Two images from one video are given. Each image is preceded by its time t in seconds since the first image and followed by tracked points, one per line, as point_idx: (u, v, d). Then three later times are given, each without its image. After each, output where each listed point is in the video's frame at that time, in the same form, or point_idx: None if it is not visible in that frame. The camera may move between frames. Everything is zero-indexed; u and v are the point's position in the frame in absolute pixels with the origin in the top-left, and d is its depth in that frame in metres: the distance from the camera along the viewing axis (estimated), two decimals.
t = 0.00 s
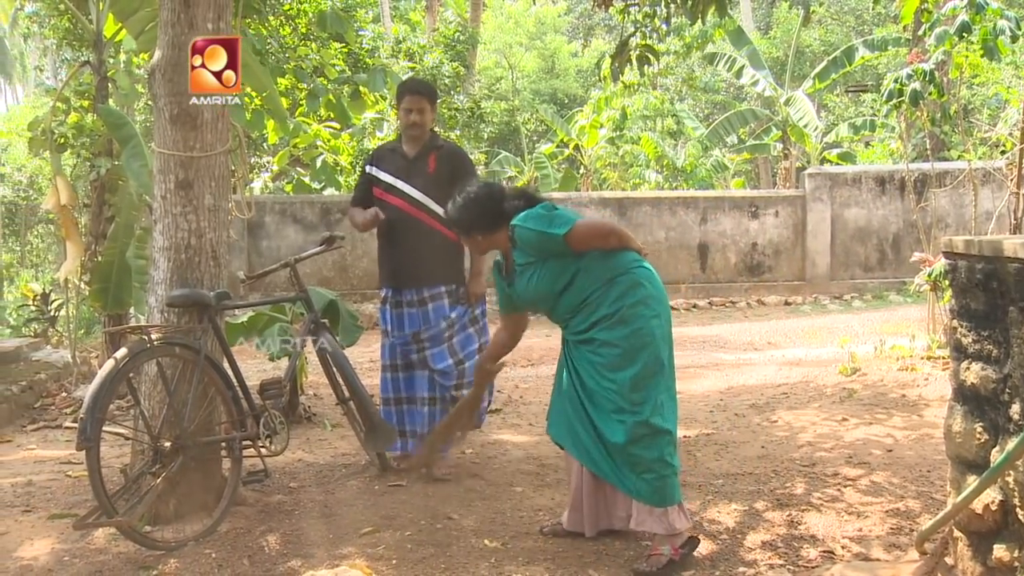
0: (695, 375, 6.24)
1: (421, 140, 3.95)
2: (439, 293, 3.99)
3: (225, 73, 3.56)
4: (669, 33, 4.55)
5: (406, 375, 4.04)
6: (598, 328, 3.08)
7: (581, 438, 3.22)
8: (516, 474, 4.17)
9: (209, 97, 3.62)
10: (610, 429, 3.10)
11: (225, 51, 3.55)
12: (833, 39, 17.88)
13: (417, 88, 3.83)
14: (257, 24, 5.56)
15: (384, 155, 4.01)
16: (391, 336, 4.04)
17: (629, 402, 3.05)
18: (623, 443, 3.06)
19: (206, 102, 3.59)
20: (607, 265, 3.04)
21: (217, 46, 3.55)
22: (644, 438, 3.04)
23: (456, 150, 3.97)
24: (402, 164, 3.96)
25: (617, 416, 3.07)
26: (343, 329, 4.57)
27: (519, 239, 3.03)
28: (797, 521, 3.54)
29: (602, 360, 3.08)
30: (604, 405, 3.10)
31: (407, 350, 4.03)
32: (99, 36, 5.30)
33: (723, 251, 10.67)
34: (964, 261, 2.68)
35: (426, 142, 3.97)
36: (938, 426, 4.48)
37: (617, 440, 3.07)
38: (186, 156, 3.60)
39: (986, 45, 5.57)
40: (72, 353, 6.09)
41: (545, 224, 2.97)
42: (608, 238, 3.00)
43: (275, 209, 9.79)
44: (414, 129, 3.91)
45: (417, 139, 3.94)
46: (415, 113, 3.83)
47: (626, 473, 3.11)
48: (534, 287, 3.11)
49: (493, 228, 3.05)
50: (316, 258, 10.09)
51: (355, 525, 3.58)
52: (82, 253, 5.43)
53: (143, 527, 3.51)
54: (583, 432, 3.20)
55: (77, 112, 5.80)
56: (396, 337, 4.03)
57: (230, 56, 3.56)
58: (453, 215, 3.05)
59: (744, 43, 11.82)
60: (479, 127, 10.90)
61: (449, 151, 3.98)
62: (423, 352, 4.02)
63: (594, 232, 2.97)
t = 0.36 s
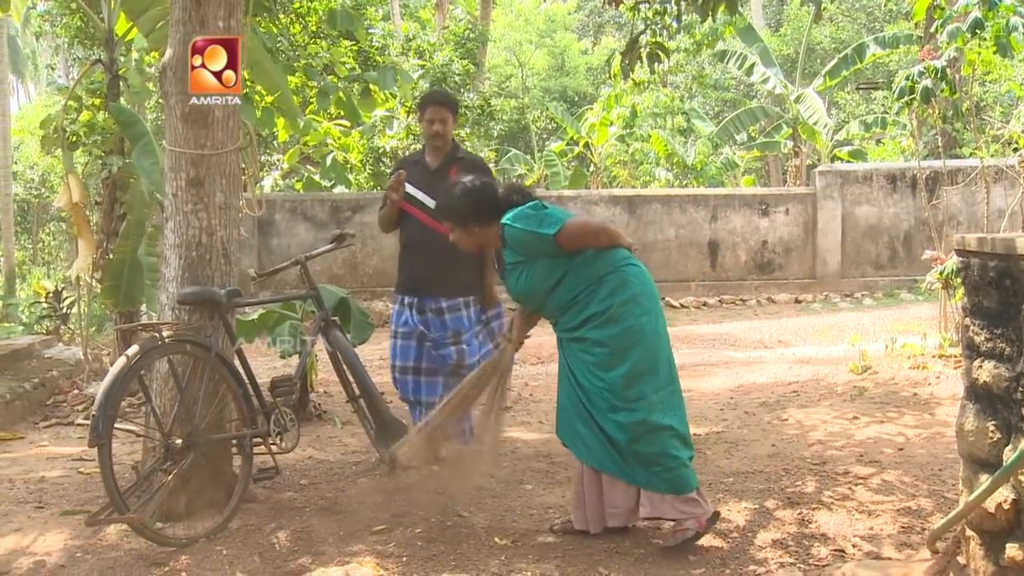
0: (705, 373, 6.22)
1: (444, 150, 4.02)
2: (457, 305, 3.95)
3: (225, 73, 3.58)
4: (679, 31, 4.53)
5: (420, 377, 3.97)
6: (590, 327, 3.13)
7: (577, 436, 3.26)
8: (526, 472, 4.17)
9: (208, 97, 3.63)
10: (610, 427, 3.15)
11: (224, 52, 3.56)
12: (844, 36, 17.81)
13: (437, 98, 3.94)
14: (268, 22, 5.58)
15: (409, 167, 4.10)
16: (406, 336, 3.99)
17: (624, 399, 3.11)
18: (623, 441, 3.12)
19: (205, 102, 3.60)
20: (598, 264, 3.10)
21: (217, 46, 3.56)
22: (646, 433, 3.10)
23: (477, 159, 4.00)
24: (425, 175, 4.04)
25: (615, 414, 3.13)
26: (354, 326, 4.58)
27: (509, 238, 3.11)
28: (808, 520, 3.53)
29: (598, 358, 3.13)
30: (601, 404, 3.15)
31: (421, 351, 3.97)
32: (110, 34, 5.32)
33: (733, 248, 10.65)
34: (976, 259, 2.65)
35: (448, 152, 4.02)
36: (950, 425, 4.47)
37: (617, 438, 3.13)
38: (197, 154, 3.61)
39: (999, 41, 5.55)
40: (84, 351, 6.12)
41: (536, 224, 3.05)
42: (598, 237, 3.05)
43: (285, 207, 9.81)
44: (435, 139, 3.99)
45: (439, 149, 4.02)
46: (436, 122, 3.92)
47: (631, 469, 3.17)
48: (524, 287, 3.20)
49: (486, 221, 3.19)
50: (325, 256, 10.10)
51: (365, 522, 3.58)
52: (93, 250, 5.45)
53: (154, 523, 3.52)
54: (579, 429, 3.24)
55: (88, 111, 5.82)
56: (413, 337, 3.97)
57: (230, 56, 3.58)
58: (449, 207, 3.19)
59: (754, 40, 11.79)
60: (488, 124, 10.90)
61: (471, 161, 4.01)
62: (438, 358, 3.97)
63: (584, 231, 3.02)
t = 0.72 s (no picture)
0: (713, 366, 6.22)
1: (478, 145, 4.24)
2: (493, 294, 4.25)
3: (225, 73, 3.57)
4: (688, 24, 4.52)
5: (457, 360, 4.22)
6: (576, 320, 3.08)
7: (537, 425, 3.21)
8: (533, 465, 4.16)
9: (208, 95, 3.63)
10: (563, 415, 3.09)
11: (224, 52, 3.57)
12: (854, 29, 17.76)
13: (470, 95, 4.16)
14: (276, 15, 5.59)
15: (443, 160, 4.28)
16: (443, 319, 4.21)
17: (585, 396, 3.06)
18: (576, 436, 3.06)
19: (205, 102, 3.59)
20: (599, 260, 3.07)
21: (216, 47, 3.57)
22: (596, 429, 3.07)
23: (510, 154, 4.22)
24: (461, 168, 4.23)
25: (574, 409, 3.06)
26: (362, 319, 4.59)
27: (513, 226, 3.02)
28: (816, 514, 3.53)
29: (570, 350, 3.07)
30: (560, 396, 3.08)
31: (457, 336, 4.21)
32: (118, 28, 5.33)
33: (741, 242, 10.63)
34: (987, 252, 2.63)
35: (482, 147, 4.23)
36: (959, 419, 4.46)
37: (565, 434, 3.07)
38: (206, 147, 3.61)
39: (1011, 33, 5.52)
40: (93, 344, 6.15)
41: (545, 213, 2.99)
42: (604, 231, 3.04)
43: (294, 200, 9.82)
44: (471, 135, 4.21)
45: (473, 144, 4.23)
46: (471, 118, 4.14)
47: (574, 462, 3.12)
48: (527, 279, 3.08)
49: (488, 212, 3.08)
50: (333, 250, 10.12)
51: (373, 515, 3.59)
52: (102, 244, 5.46)
53: (163, 516, 3.53)
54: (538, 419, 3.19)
55: (97, 104, 5.83)
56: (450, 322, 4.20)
57: (230, 55, 3.57)
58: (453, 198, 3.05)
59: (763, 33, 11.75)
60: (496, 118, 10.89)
61: (505, 155, 4.22)
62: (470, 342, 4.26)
63: (591, 224, 3.01)
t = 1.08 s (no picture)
0: (720, 364, 6.21)
1: (495, 141, 4.24)
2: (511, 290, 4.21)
3: (225, 73, 3.56)
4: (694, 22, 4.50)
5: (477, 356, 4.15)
6: (548, 327, 3.07)
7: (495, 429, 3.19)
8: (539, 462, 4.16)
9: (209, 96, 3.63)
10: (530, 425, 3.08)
11: (225, 52, 3.55)
12: (861, 26, 17.74)
13: (488, 91, 4.18)
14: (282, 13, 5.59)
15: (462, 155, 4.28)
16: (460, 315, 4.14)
17: (556, 406, 3.06)
18: (544, 448, 3.07)
19: (205, 102, 3.58)
20: (574, 266, 3.05)
21: (216, 47, 3.55)
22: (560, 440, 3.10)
23: (528, 150, 4.21)
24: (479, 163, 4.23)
25: (544, 420, 3.06)
26: (369, 317, 4.60)
27: (492, 222, 2.94)
28: (822, 512, 3.52)
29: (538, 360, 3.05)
30: (527, 404, 3.06)
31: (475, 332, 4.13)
32: (125, 26, 5.34)
33: (748, 240, 10.62)
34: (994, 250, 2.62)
35: (499, 143, 4.24)
36: (966, 417, 4.45)
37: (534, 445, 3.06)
38: (212, 145, 3.61)
39: (1019, 30, 5.50)
40: (100, 342, 6.16)
41: (527, 213, 2.92)
42: (585, 237, 3.01)
43: (300, 198, 9.85)
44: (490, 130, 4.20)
45: (490, 140, 4.23)
46: (489, 114, 4.15)
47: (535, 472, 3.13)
48: (497, 277, 3.03)
49: (461, 200, 2.99)
50: (339, 248, 10.13)
51: (380, 513, 3.59)
52: (109, 242, 5.47)
53: (171, 513, 3.54)
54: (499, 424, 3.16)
55: (104, 103, 5.83)
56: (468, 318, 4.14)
57: (230, 56, 3.56)
58: (422, 181, 2.94)
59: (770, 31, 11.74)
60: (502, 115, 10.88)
61: (522, 152, 4.21)
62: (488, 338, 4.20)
63: (575, 229, 2.96)
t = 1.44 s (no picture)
0: (736, 362, 6.20)
1: (511, 138, 4.21)
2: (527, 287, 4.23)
3: (225, 73, 3.56)
4: (709, 19, 4.49)
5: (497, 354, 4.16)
6: (543, 326, 3.04)
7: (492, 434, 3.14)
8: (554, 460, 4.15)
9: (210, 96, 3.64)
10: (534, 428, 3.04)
11: (225, 52, 3.55)
12: (877, 24, 17.65)
13: (505, 88, 4.14)
14: (298, 11, 5.60)
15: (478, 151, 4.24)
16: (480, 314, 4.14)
17: (561, 405, 3.03)
18: (553, 450, 3.02)
19: (205, 102, 3.60)
20: (566, 260, 3.04)
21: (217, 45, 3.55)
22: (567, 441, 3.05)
23: (544, 148, 4.25)
24: (497, 161, 4.20)
25: (550, 420, 3.02)
26: (385, 314, 4.61)
27: (487, 217, 2.94)
28: (839, 511, 3.51)
29: (539, 360, 3.03)
30: (532, 405, 3.03)
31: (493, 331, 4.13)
32: (142, 25, 5.37)
33: (763, 238, 10.59)
34: (1014, 248, 2.60)
35: (516, 140, 4.22)
36: (985, 416, 4.42)
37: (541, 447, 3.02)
38: (229, 143, 3.63)
39: None
40: (117, 338, 6.20)
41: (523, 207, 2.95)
42: (577, 229, 3.02)
43: (315, 196, 9.88)
44: (509, 127, 4.17)
45: (507, 136, 4.20)
46: (504, 110, 4.11)
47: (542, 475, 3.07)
48: (491, 274, 3.00)
49: (452, 198, 2.98)
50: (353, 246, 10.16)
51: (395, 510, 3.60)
52: (126, 239, 5.50)
53: (187, 509, 3.55)
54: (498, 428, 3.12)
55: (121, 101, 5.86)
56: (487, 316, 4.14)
57: (230, 56, 3.56)
58: (413, 181, 2.93)
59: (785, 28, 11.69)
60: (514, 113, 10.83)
61: (538, 149, 4.24)
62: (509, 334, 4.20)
63: (568, 220, 3.00)
